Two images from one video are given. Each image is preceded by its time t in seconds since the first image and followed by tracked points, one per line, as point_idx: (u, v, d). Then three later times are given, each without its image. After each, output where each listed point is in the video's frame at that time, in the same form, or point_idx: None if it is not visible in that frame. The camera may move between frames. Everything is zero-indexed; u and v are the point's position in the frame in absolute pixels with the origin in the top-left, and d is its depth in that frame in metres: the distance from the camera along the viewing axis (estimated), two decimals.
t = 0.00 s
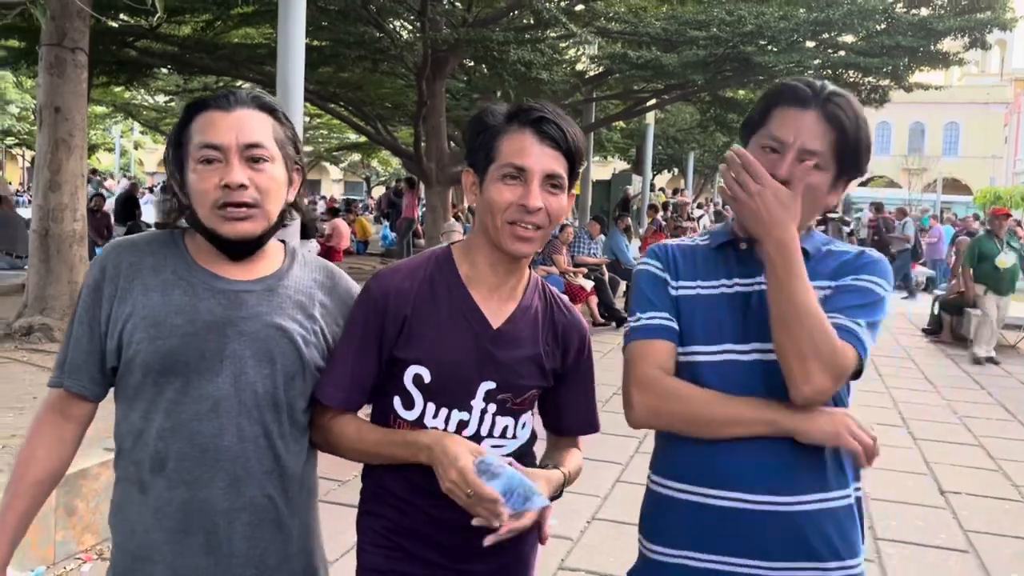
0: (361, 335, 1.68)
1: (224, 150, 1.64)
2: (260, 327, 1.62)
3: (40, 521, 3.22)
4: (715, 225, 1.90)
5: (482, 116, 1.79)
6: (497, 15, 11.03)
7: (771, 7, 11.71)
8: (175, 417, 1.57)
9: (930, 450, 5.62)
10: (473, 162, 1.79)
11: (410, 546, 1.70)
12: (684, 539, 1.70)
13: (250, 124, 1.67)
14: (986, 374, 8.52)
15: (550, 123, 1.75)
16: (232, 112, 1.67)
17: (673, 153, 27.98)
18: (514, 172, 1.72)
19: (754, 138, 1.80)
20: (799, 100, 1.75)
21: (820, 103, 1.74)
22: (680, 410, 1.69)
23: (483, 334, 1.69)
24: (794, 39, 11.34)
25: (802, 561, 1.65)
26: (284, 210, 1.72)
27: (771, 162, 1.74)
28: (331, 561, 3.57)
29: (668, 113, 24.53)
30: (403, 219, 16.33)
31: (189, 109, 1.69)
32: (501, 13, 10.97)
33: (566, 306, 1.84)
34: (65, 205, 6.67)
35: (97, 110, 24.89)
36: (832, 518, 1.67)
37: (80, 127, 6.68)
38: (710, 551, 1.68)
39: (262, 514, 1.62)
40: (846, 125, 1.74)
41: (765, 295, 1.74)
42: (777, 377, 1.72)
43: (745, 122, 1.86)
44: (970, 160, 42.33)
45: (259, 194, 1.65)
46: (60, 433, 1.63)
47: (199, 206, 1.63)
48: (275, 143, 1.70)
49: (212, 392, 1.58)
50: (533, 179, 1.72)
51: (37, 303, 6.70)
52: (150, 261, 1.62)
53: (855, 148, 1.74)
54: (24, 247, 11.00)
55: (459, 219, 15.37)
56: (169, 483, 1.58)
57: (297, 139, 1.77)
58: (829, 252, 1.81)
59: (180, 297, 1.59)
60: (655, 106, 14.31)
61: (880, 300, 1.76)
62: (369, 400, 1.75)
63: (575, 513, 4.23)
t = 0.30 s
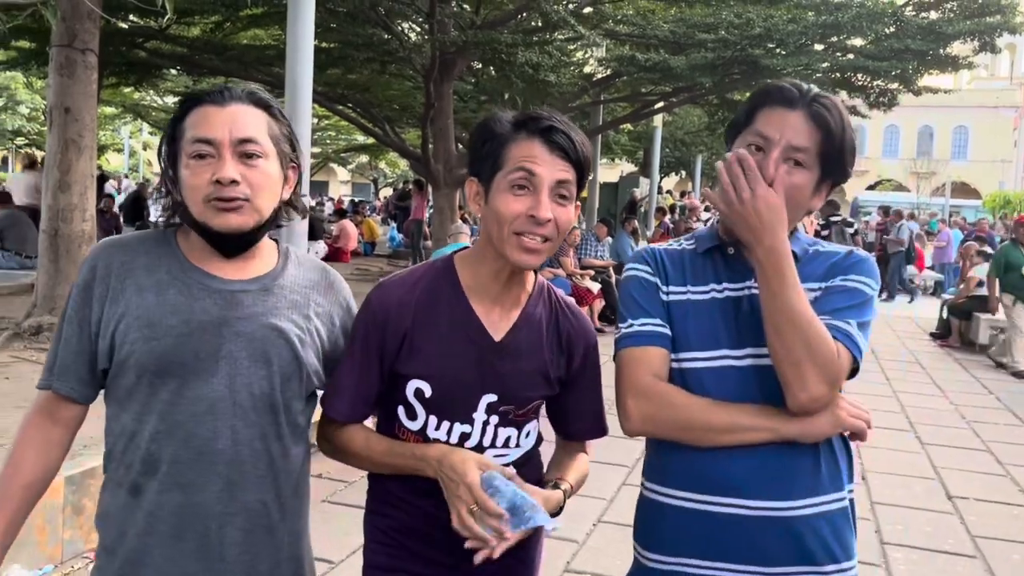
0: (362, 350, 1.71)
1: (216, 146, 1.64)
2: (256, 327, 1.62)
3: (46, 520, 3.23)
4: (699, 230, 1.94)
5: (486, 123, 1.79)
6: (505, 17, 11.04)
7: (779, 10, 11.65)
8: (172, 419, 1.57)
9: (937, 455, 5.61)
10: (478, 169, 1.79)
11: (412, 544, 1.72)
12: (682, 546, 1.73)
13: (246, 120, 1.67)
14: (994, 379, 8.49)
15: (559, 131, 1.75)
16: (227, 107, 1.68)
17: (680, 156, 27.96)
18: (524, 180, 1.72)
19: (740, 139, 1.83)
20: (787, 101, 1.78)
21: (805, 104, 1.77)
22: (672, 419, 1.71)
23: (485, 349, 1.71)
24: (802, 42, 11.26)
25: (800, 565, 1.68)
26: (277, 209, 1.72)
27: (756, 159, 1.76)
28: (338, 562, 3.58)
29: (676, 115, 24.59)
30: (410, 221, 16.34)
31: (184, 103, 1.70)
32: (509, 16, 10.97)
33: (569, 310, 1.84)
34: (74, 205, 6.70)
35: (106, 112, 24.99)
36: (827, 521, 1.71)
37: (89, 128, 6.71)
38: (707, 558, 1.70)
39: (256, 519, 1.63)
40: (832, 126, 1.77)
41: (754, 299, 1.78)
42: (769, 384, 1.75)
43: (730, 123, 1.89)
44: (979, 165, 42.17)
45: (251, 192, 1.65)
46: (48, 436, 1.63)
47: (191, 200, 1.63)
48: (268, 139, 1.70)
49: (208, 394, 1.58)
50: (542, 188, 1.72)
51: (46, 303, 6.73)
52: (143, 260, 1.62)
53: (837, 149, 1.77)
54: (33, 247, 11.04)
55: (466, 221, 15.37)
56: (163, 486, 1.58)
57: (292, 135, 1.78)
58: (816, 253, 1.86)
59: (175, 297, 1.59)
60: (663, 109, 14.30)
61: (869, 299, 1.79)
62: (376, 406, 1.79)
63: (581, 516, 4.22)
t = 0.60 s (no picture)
0: (362, 353, 1.73)
1: (205, 146, 1.65)
2: (258, 332, 1.64)
3: (55, 518, 3.24)
4: (724, 235, 1.94)
5: (492, 125, 1.80)
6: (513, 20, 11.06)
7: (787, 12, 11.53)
8: (173, 423, 1.58)
9: (945, 459, 5.59)
10: (483, 172, 1.80)
11: (414, 543, 1.73)
12: (696, 554, 1.73)
13: (244, 123, 1.68)
14: (1003, 383, 8.45)
15: (563, 132, 1.76)
16: (228, 110, 1.70)
17: (688, 159, 27.96)
18: (529, 182, 1.73)
19: (762, 143, 1.83)
20: (810, 102, 1.79)
21: (828, 106, 1.78)
22: (692, 428, 1.72)
23: (489, 355, 1.71)
24: (810, 45, 11.22)
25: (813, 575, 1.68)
26: (266, 213, 1.71)
27: (779, 161, 1.77)
28: (344, 562, 3.59)
29: (683, 117, 24.60)
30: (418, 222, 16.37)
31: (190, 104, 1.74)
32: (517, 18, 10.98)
33: (570, 319, 1.83)
34: (84, 206, 6.73)
35: (116, 113, 25.10)
36: (844, 533, 1.70)
37: (99, 128, 6.74)
38: (720, 566, 1.71)
39: (254, 523, 1.65)
40: (856, 127, 1.77)
41: (779, 309, 1.78)
42: (790, 394, 1.75)
43: (752, 126, 1.89)
44: (989, 168, 42.00)
45: (233, 195, 1.64)
46: (41, 437, 1.61)
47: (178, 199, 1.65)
48: (264, 143, 1.70)
49: (209, 399, 1.59)
50: (548, 191, 1.72)
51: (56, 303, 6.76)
52: (145, 262, 1.62)
53: (862, 149, 1.77)
54: (43, 247, 11.08)
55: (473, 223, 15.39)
56: (162, 491, 1.58)
57: (296, 141, 1.78)
58: (845, 263, 1.86)
59: (177, 300, 1.60)
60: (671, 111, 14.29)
61: (897, 314, 1.79)
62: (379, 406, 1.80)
63: (588, 518, 4.23)
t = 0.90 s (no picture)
0: (371, 349, 1.72)
1: (214, 157, 1.66)
2: (260, 333, 1.64)
3: (63, 516, 3.26)
4: (746, 233, 1.94)
5: (503, 123, 1.79)
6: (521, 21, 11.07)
7: (796, 13, 11.55)
8: (168, 420, 1.59)
9: (953, 461, 5.57)
10: (495, 171, 1.80)
11: (421, 542, 1.74)
12: (705, 552, 1.74)
13: (253, 130, 1.69)
14: (1012, 386, 8.42)
15: (574, 129, 1.77)
16: (236, 117, 1.70)
17: (696, 160, 27.93)
18: (541, 181, 1.73)
19: (777, 148, 1.82)
20: (822, 103, 1.79)
21: (840, 106, 1.78)
22: (705, 426, 1.73)
23: (501, 353, 1.72)
24: (818, 46, 11.21)
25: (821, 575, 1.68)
26: (276, 222, 1.72)
27: (795, 166, 1.76)
28: (351, 562, 3.60)
29: (691, 118, 24.59)
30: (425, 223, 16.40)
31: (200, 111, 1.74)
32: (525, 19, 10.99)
33: (584, 316, 1.84)
34: (93, 207, 6.77)
35: (126, 115, 25.23)
36: (855, 534, 1.70)
37: (108, 129, 6.78)
38: (727, 564, 1.71)
39: (244, 526, 1.64)
40: (870, 126, 1.77)
41: (799, 309, 1.78)
42: (802, 396, 1.75)
43: (766, 128, 1.88)
44: (999, 170, 41.82)
45: (242, 206, 1.65)
46: (35, 427, 1.61)
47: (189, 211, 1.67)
48: (274, 150, 1.70)
49: (205, 398, 1.60)
50: (562, 187, 1.73)
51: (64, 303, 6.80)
52: (153, 258, 1.64)
53: (877, 147, 1.77)
54: (52, 247, 11.13)
55: (482, 224, 15.40)
56: (155, 488, 1.59)
57: (307, 145, 1.78)
58: (867, 264, 1.85)
59: (180, 297, 1.61)
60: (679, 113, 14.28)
61: (917, 320, 1.79)
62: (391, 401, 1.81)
63: (594, 518, 4.23)
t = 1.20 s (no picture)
0: (345, 334, 1.70)
1: (259, 147, 1.67)
2: (285, 329, 1.66)
3: (74, 514, 3.27)
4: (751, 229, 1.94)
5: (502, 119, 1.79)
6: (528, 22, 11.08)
7: (805, 13, 11.53)
8: (191, 413, 1.59)
9: (964, 462, 5.55)
10: (485, 162, 1.79)
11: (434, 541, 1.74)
12: (707, 548, 1.74)
13: (296, 125, 1.71)
14: None
15: (571, 134, 1.77)
16: (281, 112, 1.72)
17: (705, 160, 27.88)
18: (534, 179, 1.73)
19: (777, 143, 1.82)
20: (822, 96, 1.78)
21: (837, 99, 1.77)
22: (707, 423, 1.73)
23: (468, 343, 1.70)
24: (827, 46, 11.18)
25: (824, 573, 1.68)
26: (313, 217, 1.73)
27: (795, 160, 1.76)
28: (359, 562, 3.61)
29: (700, 119, 24.55)
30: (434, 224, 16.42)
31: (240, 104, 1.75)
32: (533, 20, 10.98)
33: (546, 317, 1.81)
34: (104, 207, 6.80)
35: (136, 117, 25.36)
36: (857, 530, 1.69)
37: (118, 130, 6.81)
38: (728, 560, 1.72)
39: (263, 524, 1.64)
40: (870, 120, 1.76)
41: (802, 305, 1.77)
42: (805, 393, 1.74)
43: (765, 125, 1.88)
44: (1010, 170, 41.59)
45: (285, 197, 1.67)
46: (49, 408, 1.61)
47: (227, 197, 1.67)
48: (316, 148, 1.72)
49: (228, 394, 1.61)
50: (552, 189, 1.73)
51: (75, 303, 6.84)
52: (180, 250, 1.66)
53: (879, 140, 1.76)
54: (63, 248, 11.19)
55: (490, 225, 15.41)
56: (175, 481, 1.60)
57: (343, 148, 1.80)
58: (872, 261, 1.85)
59: (206, 290, 1.62)
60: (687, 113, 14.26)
61: (923, 320, 1.78)
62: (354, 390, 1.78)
63: (602, 518, 4.23)
